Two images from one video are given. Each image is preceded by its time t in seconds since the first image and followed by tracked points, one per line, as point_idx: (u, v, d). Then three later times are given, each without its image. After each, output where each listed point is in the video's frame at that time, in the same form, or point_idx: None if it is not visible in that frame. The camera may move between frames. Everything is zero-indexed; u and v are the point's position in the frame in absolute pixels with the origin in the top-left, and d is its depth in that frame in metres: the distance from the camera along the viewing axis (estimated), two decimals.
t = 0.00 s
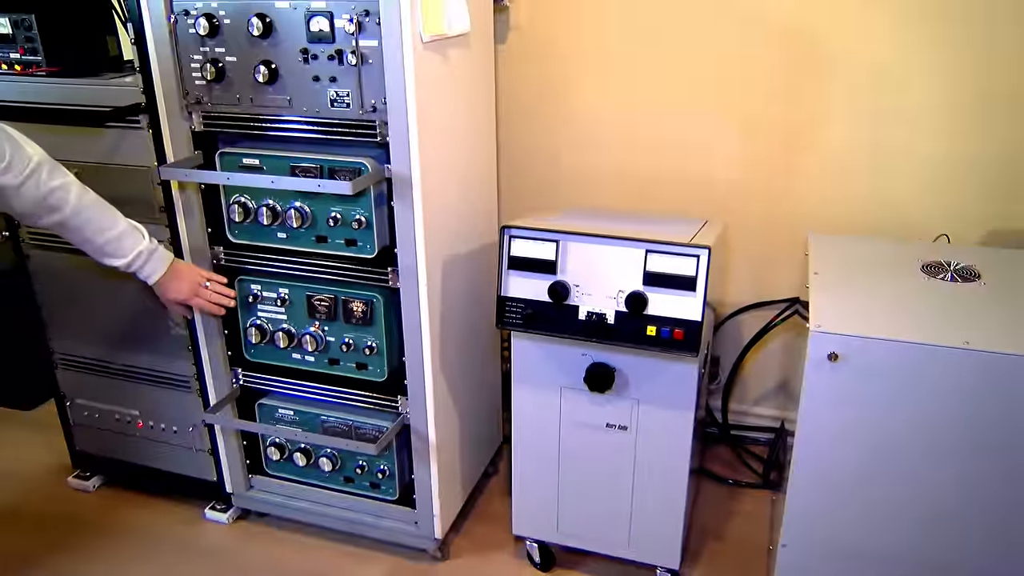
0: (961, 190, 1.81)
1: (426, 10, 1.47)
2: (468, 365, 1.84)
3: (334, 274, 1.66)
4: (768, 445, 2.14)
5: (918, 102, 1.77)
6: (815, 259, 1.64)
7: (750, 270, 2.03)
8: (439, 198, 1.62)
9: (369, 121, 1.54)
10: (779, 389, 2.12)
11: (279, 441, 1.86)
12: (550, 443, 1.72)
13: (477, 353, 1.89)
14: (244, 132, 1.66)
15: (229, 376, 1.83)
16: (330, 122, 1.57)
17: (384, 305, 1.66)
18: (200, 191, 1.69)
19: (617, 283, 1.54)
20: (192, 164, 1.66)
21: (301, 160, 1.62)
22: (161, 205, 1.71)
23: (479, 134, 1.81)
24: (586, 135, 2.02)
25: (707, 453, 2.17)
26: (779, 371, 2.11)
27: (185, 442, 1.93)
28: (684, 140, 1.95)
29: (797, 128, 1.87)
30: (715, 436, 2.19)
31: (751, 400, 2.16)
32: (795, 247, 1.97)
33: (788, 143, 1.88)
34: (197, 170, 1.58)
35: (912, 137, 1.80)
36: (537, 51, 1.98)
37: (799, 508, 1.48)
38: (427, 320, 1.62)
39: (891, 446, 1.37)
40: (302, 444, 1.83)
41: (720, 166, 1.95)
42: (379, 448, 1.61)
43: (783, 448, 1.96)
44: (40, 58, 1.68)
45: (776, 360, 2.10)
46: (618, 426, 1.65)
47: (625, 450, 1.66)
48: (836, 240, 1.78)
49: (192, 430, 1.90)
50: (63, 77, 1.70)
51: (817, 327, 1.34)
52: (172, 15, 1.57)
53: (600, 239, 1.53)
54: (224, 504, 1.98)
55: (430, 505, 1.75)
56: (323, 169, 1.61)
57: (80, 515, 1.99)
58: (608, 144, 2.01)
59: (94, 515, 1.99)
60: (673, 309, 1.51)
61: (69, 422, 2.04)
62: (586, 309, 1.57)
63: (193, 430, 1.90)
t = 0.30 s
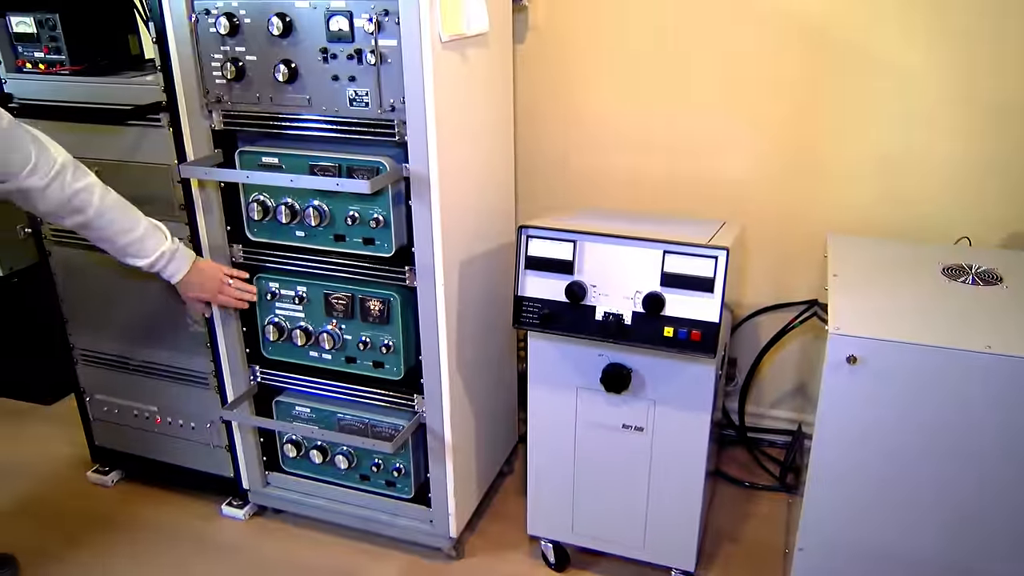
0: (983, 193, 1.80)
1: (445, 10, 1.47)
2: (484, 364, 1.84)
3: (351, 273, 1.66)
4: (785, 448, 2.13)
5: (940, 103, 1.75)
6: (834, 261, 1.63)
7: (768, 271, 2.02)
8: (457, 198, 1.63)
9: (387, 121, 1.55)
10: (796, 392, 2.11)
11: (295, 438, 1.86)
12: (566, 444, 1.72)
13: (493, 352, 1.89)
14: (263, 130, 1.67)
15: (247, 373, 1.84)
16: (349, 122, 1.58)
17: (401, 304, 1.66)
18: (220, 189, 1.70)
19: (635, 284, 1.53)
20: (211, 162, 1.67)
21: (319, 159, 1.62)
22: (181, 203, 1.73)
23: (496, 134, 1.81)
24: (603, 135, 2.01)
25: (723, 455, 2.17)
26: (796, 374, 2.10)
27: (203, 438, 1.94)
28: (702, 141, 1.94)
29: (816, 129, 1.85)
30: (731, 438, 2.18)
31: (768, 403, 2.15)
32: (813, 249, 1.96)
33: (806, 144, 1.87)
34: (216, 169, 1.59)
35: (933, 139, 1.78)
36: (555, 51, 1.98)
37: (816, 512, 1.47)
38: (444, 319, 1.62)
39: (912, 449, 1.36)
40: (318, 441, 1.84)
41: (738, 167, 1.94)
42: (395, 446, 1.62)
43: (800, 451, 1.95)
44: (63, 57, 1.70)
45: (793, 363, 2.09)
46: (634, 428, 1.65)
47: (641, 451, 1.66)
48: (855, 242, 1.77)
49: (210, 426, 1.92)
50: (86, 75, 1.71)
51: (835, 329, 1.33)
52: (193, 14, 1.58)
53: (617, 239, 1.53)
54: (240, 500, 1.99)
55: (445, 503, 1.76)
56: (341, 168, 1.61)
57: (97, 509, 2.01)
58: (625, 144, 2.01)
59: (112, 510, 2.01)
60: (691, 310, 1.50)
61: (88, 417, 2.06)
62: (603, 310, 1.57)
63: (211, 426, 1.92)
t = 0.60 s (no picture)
0: (1002, 196, 1.78)
1: (463, 10, 1.47)
2: (498, 364, 1.84)
3: (367, 272, 1.67)
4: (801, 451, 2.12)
5: (960, 105, 1.74)
6: (851, 264, 1.62)
7: (784, 273, 2.01)
8: (472, 198, 1.63)
9: (404, 120, 1.55)
10: (812, 395, 2.10)
11: (309, 436, 1.87)
12: (580, 444, 1.72)
13: (507, 351, 1.89)
14: (280, 129, 1.67)
15: (262, 371, 1.85)
16: (366, 121, 1.58)
17: (415, 303, 1.66)
18: (237, 187, 1.70)
19: (650, 285, 1.53)
20: (229, 161, 1.68)
21: (336, 158, 1.63)
22: (198, 201, 1.74)
23: (513, 134, 1.81)
24: (619, 135, 2.01)
25: (738, 458, 2.16)
26: (812, 376, 2.08)
27: (218, 435, 1.95)
28: (718, 141, 1.93)
29: (833, 130, 1.84)
30: (746, 441, 2.17)
31: (783, 405, 2.14)
32: (829, 251, 1.95)
33: (824, 145, 1.86)
34: (234, 167, 1.60)
35: (953, 141, 1.77)
36: (571, 51, 1.97)
37: (832, 515, 1.46)
38: (459, 318, 1.62)
39: (929, 454, 1.35)
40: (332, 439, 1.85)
41: (754, 168, 1.93)
42: (410, 445, 1.62)
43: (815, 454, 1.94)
44: (84, 56, 1.72)
45: (809, 365, 2.08)
46: (649, 429, 1.64)
47: (655, 452, 1.65)
48: (872, 244, 1.75)
49: (226, 423, 1.93)
50: (106, 74, 1.73)
51: (852, 331, 1.32)
52: (212, 13, 1.59)
53: (633, 240, 1.53)
54: (255, 497, 2.00)
55: (458, 502, 1.76)
56: (357, 167, 1.61)
57: (113, 505, 2.02)
58: (640, 144, 2.00)
59: (127, 505, 2.02)
60: (706, 311, 1.49)
61: (105, 413, 2.08)
62: (618, 310, 1.56)
63: (226, 423, 1.93)
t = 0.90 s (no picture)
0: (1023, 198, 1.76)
1: (480, 9, 1.47)
2: (513, 363, 1.84)
3: (383, 270, 1.67)
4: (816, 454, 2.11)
5: (980, 106, 1.72)
6: (868, 266, 1.61)
7: (801, 275, 2.00)
8: (488, 197, 1.63)
9: (421, 119, 1.55)
10: (828, 398, 2.08)
11: (324, 434, 1.88)
12: (594, 445, 1.71)
13: (522, 351, 1.89)
14: (298, 128, 1.68)
15: (278, 368, 1.86)
16: (383, 120, 1.59)
17: (431, 302, 1.66)
18: (255, 185, 1.71)
19: (666, 285, 1.53)
20: (247, 159, 1.69)
21: (352, 157, 1.63)
22: (216, 199, 1.75)
23: (529, 133, 1.80)
24: (635, 135, 2.01)
25: (753, 460, 2.15)
26: (828, 379, 2.07)
27: (234, 432, 1.96)
28: (735, 142, 1.92)
29: (852, 130, 1.83)
30: (761, 444, 2.16)
31: (800, 407, 2.13)
32: (847, 252, 1.93)
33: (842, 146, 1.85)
34: (252, 165, 1.61)
35: (974, 143, 1.75)
36: (588, 50, 1.97)
37: (849, 519, 1.45)
38: (474, 318, 1.62)
39: (948, 459, 1.34)
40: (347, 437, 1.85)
41: (772, 169, 1.92)
42: (424, 444, 1.63)
43: (831, 457, 1.92)
44: (104, 54, 1.73)
45: (825, 368, 2.06)
46: (663, 430, 1.63)
47: (670, 454, 1.65)
48: (890, 246, 1.74)
49: (241, 420, 1.94)
50: (126, 73, 1.75)
51: (869, 333, 1.31)
52: (231, 12, 1.60)
53: (649, 240, 1.52)
54: (270, 494, 2.01)
55: (472, 501, 1.76)
56: (374, 166, 1.62)
57: (129, 499, 2.04)
58: (657, 145, 2.00)
59: (144, 500, 2.04)
60: (722, 313, 1.49)
61: (123, 408, 2.10)
62: (634, 311, 1.56)
63: (242, 420, 1.94)
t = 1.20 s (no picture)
0: None
1: (495, 9, 1.47)
2: (526, 362, 1.84)
3: (396, 270, 1.67)
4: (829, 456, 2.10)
5: (998, 106, 1.70)
6: (883, 267, 1.60)
7: (815, 276, 1.99)
8: (502, 197, 1.63)
9: (434, 118, 1.55)
10: (842, 400, 2.08)
11: (336, 432, 1.89)
12: (606, 446, 1.71)
13: (535, 351, 1.89)
14: (311, 127, 1.68)
15: (291, 366, 1.87)
16: (397, 119, 1.59)
17: (443, 301, 1.67)
18: (269, 184, 1.72)
19: (679, 286, 1.52)
20: (261, 158, 1.69)
21: (365, 156, 1.63)
22: (230, 197, 1.75)
23: (542, 133, 1.80)
24: (648, 135, 2.00)
25: (766, 461, 2.14)
26: (842, 381, 2.06)
27: (246, 429, 1.97)
28: (749, 142, 1.92)
29: (867, 131, 1.82)
30: (774, 445, 2.15)
31: (813, 409, 2.12)
32: (862, 254, 1.92)
33: (857, 147, 1.84)
34: (266, 164, 1.61)
35: (991, 144, 1.73)
36: (602, 50, 1.97)
37: (862, 522, 1.44)
38: (487, 317, 1.62)
39: (963, 462, 1.33)
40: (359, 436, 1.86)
41: (786, 170, 1.91)
42: (436, 443, 1.63)
43: (844, 459, 1.91)
44: (120, 54, 1.74)
45: (839, 370, 2.05)
46: (675, 431, 1.63)
47: (683, 456, 1.64)
48: (905, 248, 1.73)
49: (254, 418, 1.95)
50: (142, 72, 1.76)
51: (884, 335, 1.31)
52: (246, 11, 1.60)
53: (662, 240, 1.51)
54: (282, 491, 2.02)
55: (483, 501, 1.76)
56: (387, 165, 1.62)
57: (142, 495, 2.05)
58: (670, 145, 1.99)
59: (157, 496, 2.05)
60: (736, 313, 1.48)
61: (137, 405, 2.11)
62: (646, 311, 1.55)
63: (254, 418, 1.95)
